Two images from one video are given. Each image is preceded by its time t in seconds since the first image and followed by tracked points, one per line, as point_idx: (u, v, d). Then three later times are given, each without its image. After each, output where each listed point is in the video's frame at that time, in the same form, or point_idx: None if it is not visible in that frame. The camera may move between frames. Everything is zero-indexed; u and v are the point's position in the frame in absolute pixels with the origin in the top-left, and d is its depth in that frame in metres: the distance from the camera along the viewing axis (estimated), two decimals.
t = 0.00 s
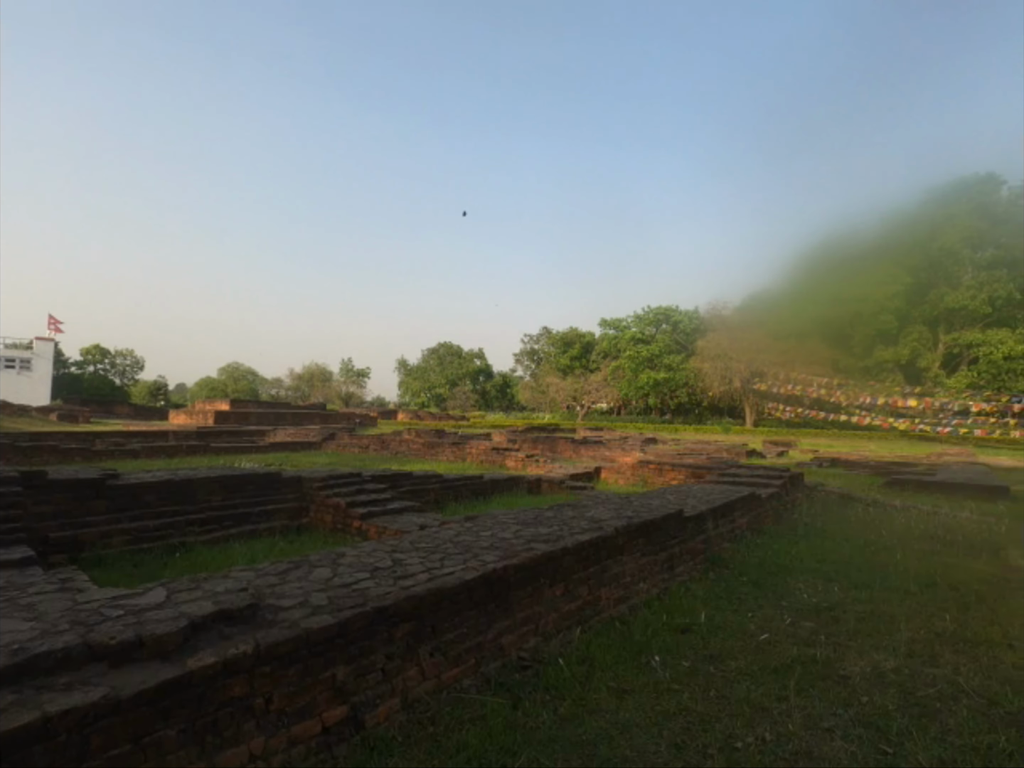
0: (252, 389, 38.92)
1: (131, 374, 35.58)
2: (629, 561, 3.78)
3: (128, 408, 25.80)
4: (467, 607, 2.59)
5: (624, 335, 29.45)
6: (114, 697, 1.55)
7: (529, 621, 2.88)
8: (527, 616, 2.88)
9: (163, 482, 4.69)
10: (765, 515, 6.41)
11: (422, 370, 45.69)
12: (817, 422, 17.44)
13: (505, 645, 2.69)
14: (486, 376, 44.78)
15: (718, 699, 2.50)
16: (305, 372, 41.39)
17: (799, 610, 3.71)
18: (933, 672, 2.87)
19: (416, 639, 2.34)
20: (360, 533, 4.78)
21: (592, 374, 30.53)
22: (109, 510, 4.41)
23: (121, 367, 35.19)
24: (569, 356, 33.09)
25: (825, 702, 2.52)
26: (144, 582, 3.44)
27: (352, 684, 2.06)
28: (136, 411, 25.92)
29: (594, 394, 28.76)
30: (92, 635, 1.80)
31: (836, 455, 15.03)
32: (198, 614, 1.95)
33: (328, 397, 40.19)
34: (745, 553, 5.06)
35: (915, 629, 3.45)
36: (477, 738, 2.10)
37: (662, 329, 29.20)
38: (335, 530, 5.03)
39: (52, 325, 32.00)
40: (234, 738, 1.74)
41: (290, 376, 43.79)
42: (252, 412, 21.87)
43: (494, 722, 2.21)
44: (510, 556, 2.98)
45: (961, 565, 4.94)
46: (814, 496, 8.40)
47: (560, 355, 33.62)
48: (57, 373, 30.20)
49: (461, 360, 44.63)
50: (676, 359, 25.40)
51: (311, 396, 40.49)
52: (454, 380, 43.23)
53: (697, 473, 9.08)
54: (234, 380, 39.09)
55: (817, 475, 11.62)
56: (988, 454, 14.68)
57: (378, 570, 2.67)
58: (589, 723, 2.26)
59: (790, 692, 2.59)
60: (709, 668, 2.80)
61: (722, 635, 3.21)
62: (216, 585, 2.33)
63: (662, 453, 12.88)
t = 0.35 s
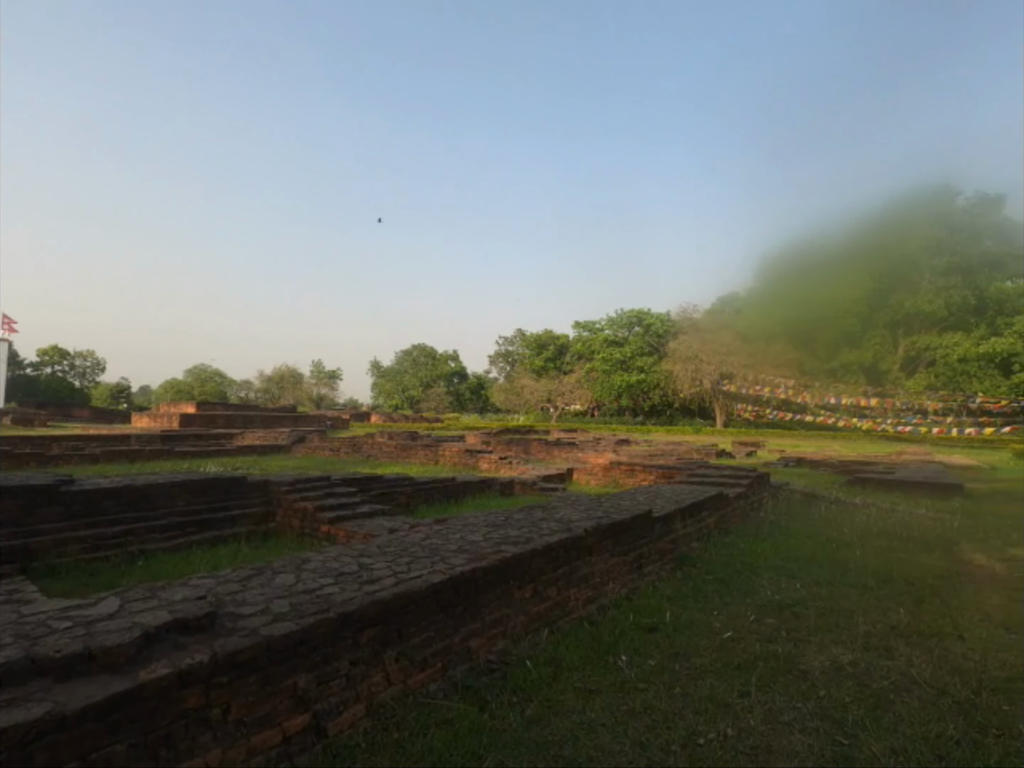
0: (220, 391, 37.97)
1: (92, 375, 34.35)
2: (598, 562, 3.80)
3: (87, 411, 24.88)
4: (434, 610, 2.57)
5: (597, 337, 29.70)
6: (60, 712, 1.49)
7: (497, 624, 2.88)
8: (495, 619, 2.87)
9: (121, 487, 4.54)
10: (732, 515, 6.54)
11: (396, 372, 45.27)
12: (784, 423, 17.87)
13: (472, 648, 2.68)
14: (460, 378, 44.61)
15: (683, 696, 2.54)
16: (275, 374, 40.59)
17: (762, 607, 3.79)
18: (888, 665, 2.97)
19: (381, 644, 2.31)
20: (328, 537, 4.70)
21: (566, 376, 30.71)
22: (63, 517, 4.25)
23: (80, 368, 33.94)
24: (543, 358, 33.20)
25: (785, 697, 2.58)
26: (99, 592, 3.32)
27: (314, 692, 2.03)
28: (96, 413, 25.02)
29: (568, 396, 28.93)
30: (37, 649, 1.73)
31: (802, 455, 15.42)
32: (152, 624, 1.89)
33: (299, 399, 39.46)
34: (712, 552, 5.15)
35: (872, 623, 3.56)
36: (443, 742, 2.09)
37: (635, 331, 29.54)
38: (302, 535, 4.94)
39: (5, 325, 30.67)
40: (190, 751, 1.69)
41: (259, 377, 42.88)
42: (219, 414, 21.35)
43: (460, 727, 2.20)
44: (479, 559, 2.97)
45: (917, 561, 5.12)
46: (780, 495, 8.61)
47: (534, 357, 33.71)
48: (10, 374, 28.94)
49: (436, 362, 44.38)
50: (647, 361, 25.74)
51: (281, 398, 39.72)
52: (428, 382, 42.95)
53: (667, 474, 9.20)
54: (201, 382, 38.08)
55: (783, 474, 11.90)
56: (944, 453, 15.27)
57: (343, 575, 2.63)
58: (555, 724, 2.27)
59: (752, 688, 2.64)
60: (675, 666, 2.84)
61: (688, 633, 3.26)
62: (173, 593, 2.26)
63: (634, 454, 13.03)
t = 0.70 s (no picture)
0: (183, 394, 36.88)
1: (47, 378, 32.97)
2: (564, 567, 3.82)
3: (41, 415, 23.86)
4: (397, 618, 2.55)
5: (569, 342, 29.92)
6: None
7: (462, 631, 2.86)
8: (460, 626, 2.86)
9: (72, 496, 4.35)
10: (698, 518, 6.65)
11: (367, 376, 44.73)
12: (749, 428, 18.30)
13: (436, 656, 2.66)
14: (433, 383, 44.37)
15: (645, 699, 2.57)
16: (242, 377, 39.65)
17: (724, 609, 3.87)
18: (843, 663, 3.06)
19: (342, 654, 2.28)
20: (291, 546, 4.60)
21: (538, 381, 30.85)
22: (8, 528, 4.05)
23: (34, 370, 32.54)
24: (515, 362, 33.28)
25: (744, 697, 2.63)
26: (45, 606, 3.17)
27: (271, 705, 1.98)
28: (51, 418, 24.01)
29: (540, 401, 29.04)
30: None
31: (767, 459, 15.81)
32: (98, 639, 1.83)
33: (266, 403, 38.60)
34: (677, 556, 5.23)
35: (829, 622, 3.67)
36: (403, 752, 2.06)
37: (607, 337, 29.84)
38: (265, 543, 4.82)
39: None
40: None
41: (225, 381, 41.80)
42: (182, 419, 20.72)
43: (422, 736, 2.18)
44: (444, 565, 2.96)
45: (871, 561, 5.30)
46: (745, 498, 8.81)
47: (506, 362, 33.76)
48: None
49: (408, 367, 44.07)
50: (618, 366, 26.06)
51: (248, 402, 38.79)
52: (400, 386, 42.58)
53: (635, 478, 9.31)
54: (163, 385, 36.93)
55: (748, 478, 12.17)
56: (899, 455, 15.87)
57: (304, 584, 2.58)
58: (518, 731, 2.27)
59: (712, 689, 2.69)
60: (637, 669, 2.87)
61: (651, 636, 3.30)
62: (123, 606, 2.18)
63: (604, 458, 13.15)
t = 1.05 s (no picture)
0: (147, 395, 35.74)
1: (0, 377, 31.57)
2: (532, 570, 3.83)
3: None
4: (361, 624, 2.51)
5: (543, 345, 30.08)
6: None
7: (428, 636, 2.84)
8: (426, 631, 2.84)
9: (21, 501, 4.17)
10: (667, 520, 6.75)
11: (339, 377, 44.12)
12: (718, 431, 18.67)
13: (401, 662, 2.64)
14: (406, 385, 44.03)
15: (609, 701, 2.59)
16: (209, 378, 38.65)
17: (690, 610, 3.93)
18: (802, 661, 3.14)
19: (303, 662, 2.23)
20: (256, 551, 4.50)
21: (512, 383, 30.90)
22: None
23: None
24: (490, 365, 33.28)
25: (706, 696, 2.68)
26: None
27: (226, 716, 1.93)
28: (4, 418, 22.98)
29: (515, 403, 29.07)
30: None
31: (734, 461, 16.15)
32: (43, 651, 1.75)
33: (234, 405, 37.67)
34: (645, 558, 5.29)
35: (790, 621, 3.77)
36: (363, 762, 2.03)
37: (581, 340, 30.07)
38: (228, 549, 4.70)
39: None
40: None
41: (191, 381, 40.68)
42: (144, 420, 20.06)
43: (384, 744, 2.15)
44: (410, 570, 2.93)
45: (831, 561, 5.47)
46: (712, 501, 8.98)
47: (481, 365, 33.73)
48: None
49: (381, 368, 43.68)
50: (591, 369, 26.29)
51: (215, 404, 37.81)
52: (373, 388, 42.13)
53: (606, 481, 9.42)
54: (125, 385, 35.71)
55: (716, 480, 12.42)
56: (860, 459, 16.38)
57: (265, 590, 2.52)
58: (482, 736, 2.26)
59: (675, 689, 2.73)
60: (603, 671, 2.90)
61: (618, 638, 3.34)
62: (71, 616, 2.10)
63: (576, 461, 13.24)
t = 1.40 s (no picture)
0: (104, 392, 34.41)
1: None
2: (498, 571, 3.83)
3: None
4: (320, 628, 2.47)
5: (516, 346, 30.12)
6: None
7: (390, 638, 2.81)
8: (388, 634, 2.81)
9: None
10: (633, 521, 6.83)
11: (307, 376, 43.30)
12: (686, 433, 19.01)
13: (361, 666, 2.60)
14: (377, 384, 43.51)
15: (570, 701, 2.61)
16: (171, 375, 37.44)
17: (652, 609, 3.99)
18: (758, 658, 3.22)
19: (258, 667, 2.19)
20: (214, 553, 4.38)
21: (484, 384, 30.83)
22: None
23: None
24: (461, 365, 33.14)
25: (665, 695, 2.73)
26: None
27: (176, 724, 1.87)
28: None
29: (486, 404, 29.03)
30: None
31: (700, 463, 16.47)
32: None
33: (198, 403, 36.56)
34: (610, 558, 5.35)
35: (748, 620, 3.87)
36: None
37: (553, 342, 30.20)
38: (185, 552, 4.56)
39: None
40: None
41: (152, 379, 39.33)
42: (100, 418, 19.32)
43: (341, 749, 2.12)
44: (372, 572, 2.90)
45: (790, 560, 5.62)
46: (678, 502, 9.12)
47: (453, 365, 33.57)
48: None
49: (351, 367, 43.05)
50: (563, 371, 26.44)
51: (177, 402, 36.65)
52: (343, 387, 41.50)
53: (575, 482, 9.49)
54: (81, 382, 34.34)
55: (683, 482, 12.64)
56: (821, 461, 16.88)
57: (220, 594, 2.46)
58: (442, 739, 2.25)
59: (635, 689, 2.77)
60: (565, 672, 2.92)
61: (580, 638, 3.36)
62: (10, 623, 2.00)
63: (546, 462, 13.29)
